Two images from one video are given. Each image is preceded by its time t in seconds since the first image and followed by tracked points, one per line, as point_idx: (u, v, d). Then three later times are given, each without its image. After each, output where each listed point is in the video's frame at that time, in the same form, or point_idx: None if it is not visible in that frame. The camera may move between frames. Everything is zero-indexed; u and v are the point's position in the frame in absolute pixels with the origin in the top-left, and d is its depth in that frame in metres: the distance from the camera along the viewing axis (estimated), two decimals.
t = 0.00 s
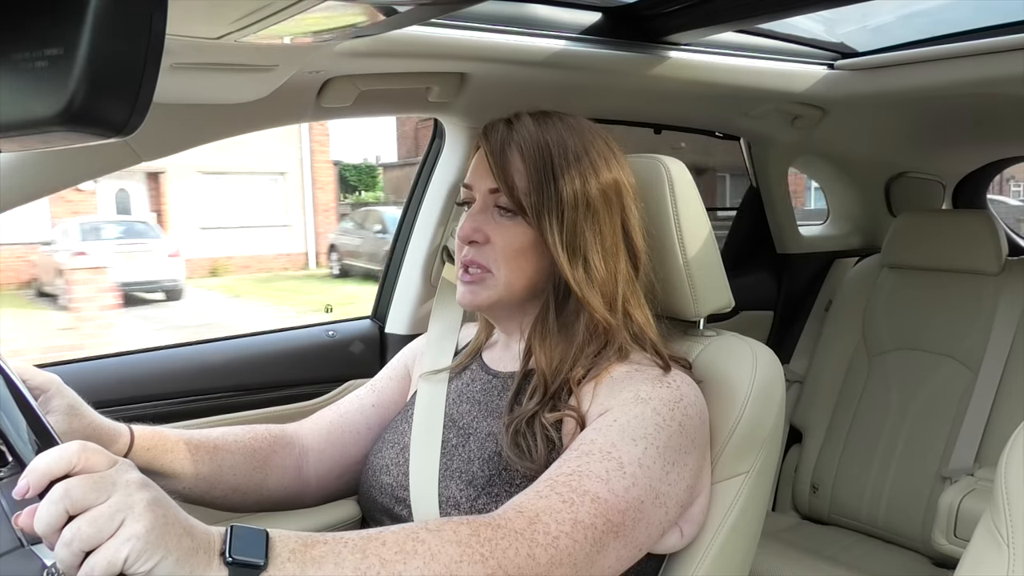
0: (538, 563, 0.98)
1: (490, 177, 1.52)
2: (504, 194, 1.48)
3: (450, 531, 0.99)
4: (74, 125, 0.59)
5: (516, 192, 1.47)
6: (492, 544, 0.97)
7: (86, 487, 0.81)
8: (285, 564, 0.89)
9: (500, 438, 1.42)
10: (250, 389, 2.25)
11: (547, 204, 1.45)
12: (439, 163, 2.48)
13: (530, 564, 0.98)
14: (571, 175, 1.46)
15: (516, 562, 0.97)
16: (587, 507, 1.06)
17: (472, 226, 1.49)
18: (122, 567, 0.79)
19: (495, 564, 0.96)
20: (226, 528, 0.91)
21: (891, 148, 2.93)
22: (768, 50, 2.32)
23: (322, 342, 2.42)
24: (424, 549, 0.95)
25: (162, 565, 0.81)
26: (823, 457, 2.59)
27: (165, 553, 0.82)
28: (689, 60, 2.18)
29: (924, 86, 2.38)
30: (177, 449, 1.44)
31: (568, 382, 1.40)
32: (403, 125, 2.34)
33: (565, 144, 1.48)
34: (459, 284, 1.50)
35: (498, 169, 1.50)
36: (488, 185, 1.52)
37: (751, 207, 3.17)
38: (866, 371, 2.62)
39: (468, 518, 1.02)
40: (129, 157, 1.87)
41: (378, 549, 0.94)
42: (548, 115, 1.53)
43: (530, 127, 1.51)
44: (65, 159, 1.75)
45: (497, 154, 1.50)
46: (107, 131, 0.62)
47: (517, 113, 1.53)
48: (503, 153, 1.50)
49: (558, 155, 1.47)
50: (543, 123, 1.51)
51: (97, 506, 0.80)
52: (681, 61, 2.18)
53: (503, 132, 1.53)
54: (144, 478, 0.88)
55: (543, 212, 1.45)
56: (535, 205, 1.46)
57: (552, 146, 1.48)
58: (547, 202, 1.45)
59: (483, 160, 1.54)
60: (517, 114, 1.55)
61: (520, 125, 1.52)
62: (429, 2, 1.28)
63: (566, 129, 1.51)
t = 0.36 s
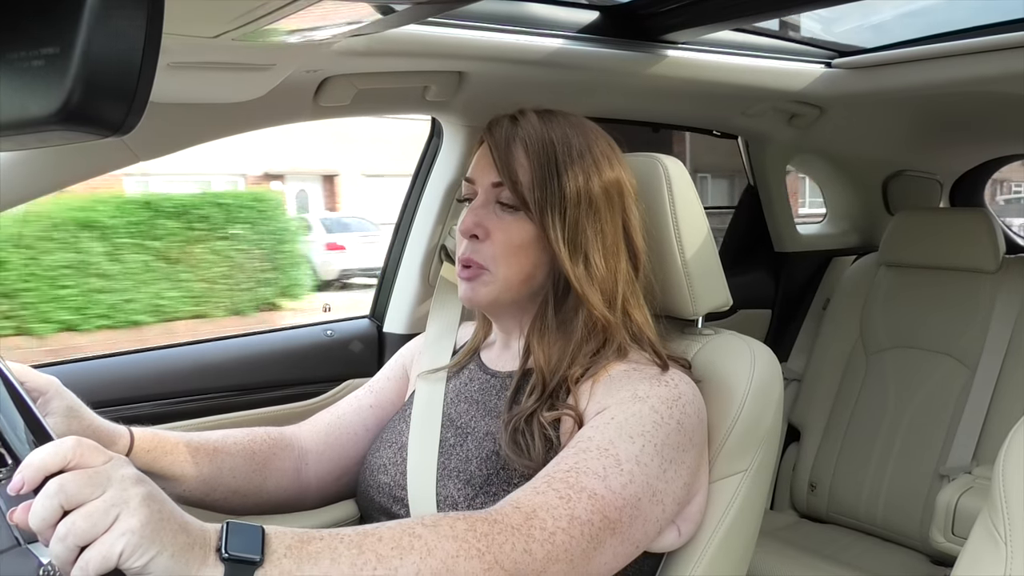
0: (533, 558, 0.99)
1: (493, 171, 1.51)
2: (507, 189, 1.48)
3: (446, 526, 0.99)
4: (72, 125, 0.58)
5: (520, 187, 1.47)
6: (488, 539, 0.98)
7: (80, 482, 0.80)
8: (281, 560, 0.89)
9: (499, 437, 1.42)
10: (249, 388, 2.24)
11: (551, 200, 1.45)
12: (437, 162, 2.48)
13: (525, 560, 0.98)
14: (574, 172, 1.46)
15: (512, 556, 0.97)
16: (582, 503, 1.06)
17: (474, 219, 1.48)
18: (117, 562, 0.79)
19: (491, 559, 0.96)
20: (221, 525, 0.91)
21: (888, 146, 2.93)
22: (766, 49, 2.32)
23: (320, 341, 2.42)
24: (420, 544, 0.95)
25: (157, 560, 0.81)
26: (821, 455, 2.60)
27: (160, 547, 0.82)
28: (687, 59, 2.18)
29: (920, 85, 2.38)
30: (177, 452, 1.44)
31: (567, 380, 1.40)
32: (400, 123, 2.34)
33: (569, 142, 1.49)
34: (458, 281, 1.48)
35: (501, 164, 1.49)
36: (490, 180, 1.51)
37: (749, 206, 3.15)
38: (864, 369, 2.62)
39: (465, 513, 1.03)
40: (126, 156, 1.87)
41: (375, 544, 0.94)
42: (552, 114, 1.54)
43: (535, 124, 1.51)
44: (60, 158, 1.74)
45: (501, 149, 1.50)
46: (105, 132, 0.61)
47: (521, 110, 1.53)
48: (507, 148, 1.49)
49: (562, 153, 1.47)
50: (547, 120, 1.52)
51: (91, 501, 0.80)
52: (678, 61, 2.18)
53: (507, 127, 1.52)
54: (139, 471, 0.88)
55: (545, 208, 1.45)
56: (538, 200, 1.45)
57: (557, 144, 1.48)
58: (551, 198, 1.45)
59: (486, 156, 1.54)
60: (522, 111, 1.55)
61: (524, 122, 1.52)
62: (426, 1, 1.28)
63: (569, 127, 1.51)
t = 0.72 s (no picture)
0: (526, 547, 0.98)
1: (486, 183, 1.48)
2: (506, 200, 1.46)
3: (437, 514, 0.99)
4: (70, 125, 0.58)
5: (519, 196, 1.45)
6: (480, 526, 0.98)
7: (67, 463, 0.83)
8: (272, 546, 0.88)
9: (497, 439, 1.42)
10: (248, 389, 2.24)
11: (552, 203, 1.45)
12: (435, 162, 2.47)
13: (518, 548, 0.98)
14: (569, 175, 1.47)
15: (504, 544, 0.97)
16: (576, 495, 1.06)
17: (476, 234, 1.45)
18: (103, 542, 0.80)
19: (483, 547, 0.96)
20: (211, 514, 0.90)
21: (886, 146, 2.93)
22: (764, 50, 2.32)
23: (319, 342, 2.41)
24: (411, 532, 0.95)
25: (144, 540, 0.81)
26: (819, 456, 2.60)
27: (147, 527, 0.82)
28: (685, 60, 2.18)
29: (919, 86, 2.38)
30: (178, 460, 1.43)
31: (568, 380, 1.40)
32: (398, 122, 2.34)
33: (556, 143, 1.50)
34: (463, 298, 1.47)
35: (495, 174, 1.47)
36: (484, 191, 1.48)
37: (748, 206, 3.14)
38: (862, 369, 2.62)
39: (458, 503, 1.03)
40: (123, 156, 1.86)
41: (365, 532, 0.94)
42: (528, 117, 1.54)
43: (519, 129, 1.50)
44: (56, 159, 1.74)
45: (492, 159, 1.48)
46: (103, 132, 0.61)
47: (501, 117, 1.52)
48: (499, 158, 1.48)
49: (554, 155, 1.48)
50: (530, 125, 1.51)
51: (77, 481, 0.82)
52: (677, 61, 2.18)
53: (492, 138, 1.50)
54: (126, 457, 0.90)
55: (548, 214, 1.45)
56: (540, 206, 1.45)
57: (547, 147, 1.48)
58: (552, 203, 1.45)
59: (472, 167, 1.51)
60: (500, 118, 1.53)
61: (508, 129, 1.50)
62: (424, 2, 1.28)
63: (551, 128, 1.52)
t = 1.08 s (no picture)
0: (533, 542, 0.99)
1: (480, 179, 1.49)
2: (499, 194, 1.47)
3: (444, 507, 0.99)
4: (70, 124, 0.58)
5: (512, 190, 1.46)
6: (487, 520, 0.98)
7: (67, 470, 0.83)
8: (277, 544, 0.89)
9: (501, 439, 1.42)
10: (250, 388, 2.24)
11: (546, 196, 1.46)
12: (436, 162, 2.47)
13: (525, 543, 0.98)
14: (563, 170, 1.48)
15: (510, 539, 0.97)
16: (582, 491, 1.06)
17: (471, 230, 1.46)
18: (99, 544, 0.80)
19: (490, 541, 0.96)
20: (217, 508, 0.91)
21: (887, 146, 2.93)
22: (765, 50, 2.32)
23: (320, 341, 2.41)
24: (418, 526, 0.95)
25: (142, 544, 0.82)
26: (821, 456, 2.59)
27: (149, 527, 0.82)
28: (686, 59, 2.18)
29: (919, 86, 2.38)
30: (177, 455, 1.43)
31: (570, 376, 1.40)
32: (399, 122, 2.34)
33: (551, 141, 1.50)
34: (459, 295, 1.46)
35: (488, 171, 1.48)
36: (478, 188, 1.49)
37: (748, 206, 3.14)
38: (863, 367, 2.62)
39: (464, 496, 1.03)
40: (125, 156, 1.87)
41: (371, 526, 0.94)
42: (523, 117, 1.55)
43: (513, 128, 1.51)
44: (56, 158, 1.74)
45: (486, 156, 1.49)
46: (104, 131, 0.61)
47: (495, 117, 1.53)
48: (492, 155, 1.49)
49: (547, 152, 1.49)
50: (524, 124, 1.52)
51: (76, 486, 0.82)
52: (678, 61, 2.18)
53: (485, 137, 1.51)
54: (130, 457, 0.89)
55: (542, 207, 1.45)
56: (534, 199, 1.46)
57: (540, 144, 1.49)
58: (546, 196, 1.46)
59: (467, 165, 1.52)
60: (495, 119, 1.54)
61: (502, 128, 1.51)
62: (425, 1, 1.28)
63: (546, 128, 1.53)
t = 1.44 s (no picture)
0: (533, 544, 0.99)
1: (462, 187, 1.50)
2: (480, 202, 1.47)
3: (445, 508, 0.99)
4: (72, 123, 0.58)
5: (493, 197, 1.47)
6: (488, 522, 0.98)
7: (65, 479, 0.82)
8: (277, 546, 0.89)
9: (499, 441, 1.42)
10: (250, 387, 2.24)
11: (526, 202, 1.45)
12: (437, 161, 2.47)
13: (526, 545, 0.98)
14: (545, 175, 1.46)
15: (511, 541, 0.97)
16: (581, 492, 1.06)
17: (453, 238, 1.46)
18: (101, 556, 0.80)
19: (491, 543, 0.96)
20: (217, 507, 0.91)
21: (888, 145, 2.93)
22: (766, 49, 2.32)
23: (320, 340, 2.41)
24: (419, 527, 0.95)
25: (145, 552, 0.81)
26: (821, 456, 2.59)
27: (149, 537, 0.81)
28: (686, 58, 2.18)
29: (921, 85, 2.38)
30: (177, 455, 1.43)
31: (564, 380, 1.40)
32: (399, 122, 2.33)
33: (533, 144, 1.49)
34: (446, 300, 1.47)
35: (471, 178, 1.48)
36: (461, 195, 1.50)
37: (749, 206, 3.14)
38: (863, 367, 2.62)
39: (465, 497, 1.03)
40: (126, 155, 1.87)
41: (372, 527, 0.94)
42: (510, 120, 1.54)
43: (496, 133, 1.51)
44: (55, 159, 1.73)
45: (467, 163, 1.49)
46: (105, 131, 0.61)
47: (479, 122, 1.53)
48: (474, 162, 1.49)
49: (529, 156, 1.47)
50: (508, 128, 1.51)
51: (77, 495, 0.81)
52: (679, 60, 2.18)
53: (468, 143, 1.51)
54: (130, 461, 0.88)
55: (522, 214, 1.45)
56: (515, 206, 1.45)
57: (522, 148, 1.48)
58: (526, 202, 1.45)
59: (451, 172, 1.52)
60: (480, 123, 1.54)
61: (485, 134, 1.51)
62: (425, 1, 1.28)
63: (530, 130, 1.51)
